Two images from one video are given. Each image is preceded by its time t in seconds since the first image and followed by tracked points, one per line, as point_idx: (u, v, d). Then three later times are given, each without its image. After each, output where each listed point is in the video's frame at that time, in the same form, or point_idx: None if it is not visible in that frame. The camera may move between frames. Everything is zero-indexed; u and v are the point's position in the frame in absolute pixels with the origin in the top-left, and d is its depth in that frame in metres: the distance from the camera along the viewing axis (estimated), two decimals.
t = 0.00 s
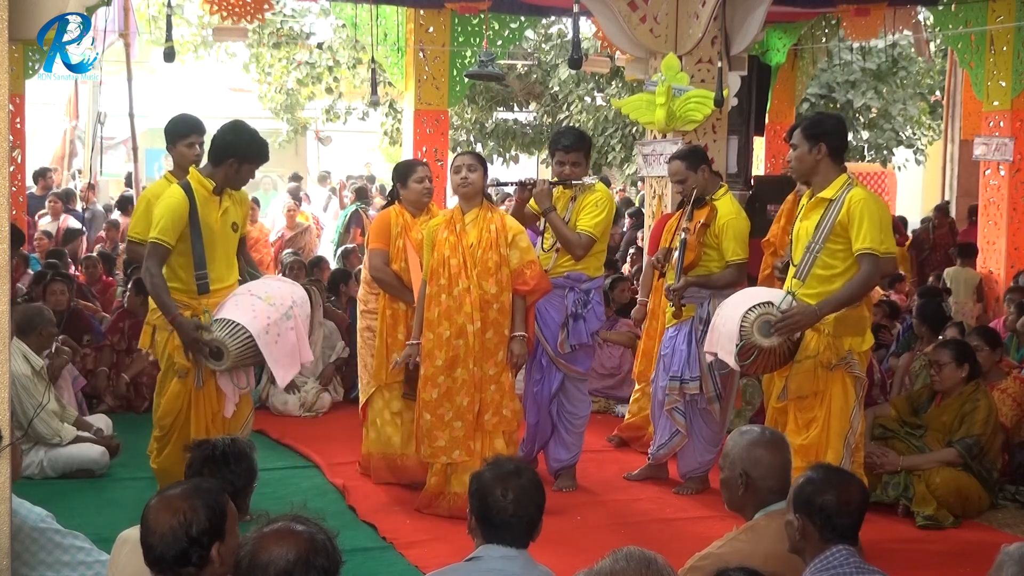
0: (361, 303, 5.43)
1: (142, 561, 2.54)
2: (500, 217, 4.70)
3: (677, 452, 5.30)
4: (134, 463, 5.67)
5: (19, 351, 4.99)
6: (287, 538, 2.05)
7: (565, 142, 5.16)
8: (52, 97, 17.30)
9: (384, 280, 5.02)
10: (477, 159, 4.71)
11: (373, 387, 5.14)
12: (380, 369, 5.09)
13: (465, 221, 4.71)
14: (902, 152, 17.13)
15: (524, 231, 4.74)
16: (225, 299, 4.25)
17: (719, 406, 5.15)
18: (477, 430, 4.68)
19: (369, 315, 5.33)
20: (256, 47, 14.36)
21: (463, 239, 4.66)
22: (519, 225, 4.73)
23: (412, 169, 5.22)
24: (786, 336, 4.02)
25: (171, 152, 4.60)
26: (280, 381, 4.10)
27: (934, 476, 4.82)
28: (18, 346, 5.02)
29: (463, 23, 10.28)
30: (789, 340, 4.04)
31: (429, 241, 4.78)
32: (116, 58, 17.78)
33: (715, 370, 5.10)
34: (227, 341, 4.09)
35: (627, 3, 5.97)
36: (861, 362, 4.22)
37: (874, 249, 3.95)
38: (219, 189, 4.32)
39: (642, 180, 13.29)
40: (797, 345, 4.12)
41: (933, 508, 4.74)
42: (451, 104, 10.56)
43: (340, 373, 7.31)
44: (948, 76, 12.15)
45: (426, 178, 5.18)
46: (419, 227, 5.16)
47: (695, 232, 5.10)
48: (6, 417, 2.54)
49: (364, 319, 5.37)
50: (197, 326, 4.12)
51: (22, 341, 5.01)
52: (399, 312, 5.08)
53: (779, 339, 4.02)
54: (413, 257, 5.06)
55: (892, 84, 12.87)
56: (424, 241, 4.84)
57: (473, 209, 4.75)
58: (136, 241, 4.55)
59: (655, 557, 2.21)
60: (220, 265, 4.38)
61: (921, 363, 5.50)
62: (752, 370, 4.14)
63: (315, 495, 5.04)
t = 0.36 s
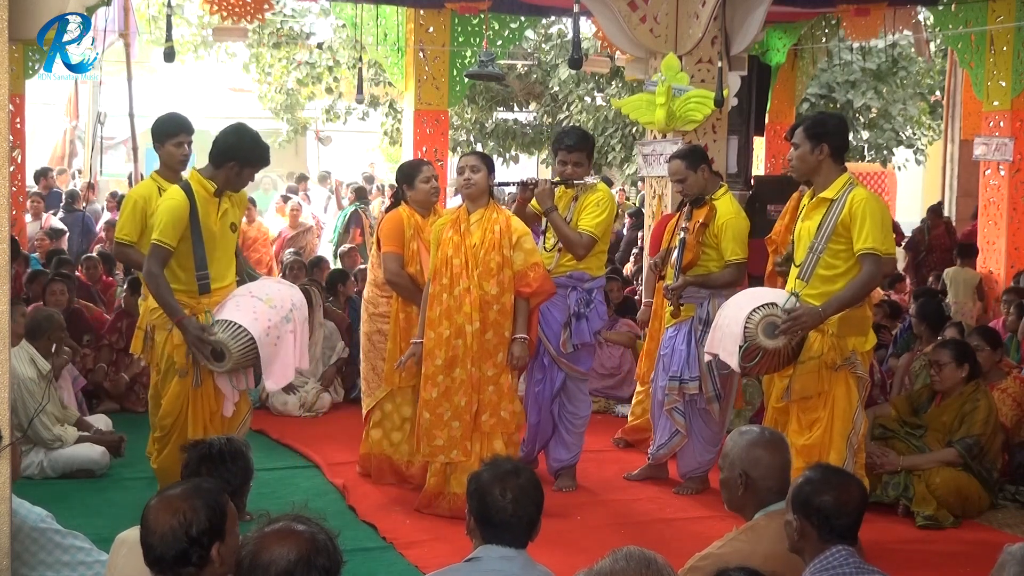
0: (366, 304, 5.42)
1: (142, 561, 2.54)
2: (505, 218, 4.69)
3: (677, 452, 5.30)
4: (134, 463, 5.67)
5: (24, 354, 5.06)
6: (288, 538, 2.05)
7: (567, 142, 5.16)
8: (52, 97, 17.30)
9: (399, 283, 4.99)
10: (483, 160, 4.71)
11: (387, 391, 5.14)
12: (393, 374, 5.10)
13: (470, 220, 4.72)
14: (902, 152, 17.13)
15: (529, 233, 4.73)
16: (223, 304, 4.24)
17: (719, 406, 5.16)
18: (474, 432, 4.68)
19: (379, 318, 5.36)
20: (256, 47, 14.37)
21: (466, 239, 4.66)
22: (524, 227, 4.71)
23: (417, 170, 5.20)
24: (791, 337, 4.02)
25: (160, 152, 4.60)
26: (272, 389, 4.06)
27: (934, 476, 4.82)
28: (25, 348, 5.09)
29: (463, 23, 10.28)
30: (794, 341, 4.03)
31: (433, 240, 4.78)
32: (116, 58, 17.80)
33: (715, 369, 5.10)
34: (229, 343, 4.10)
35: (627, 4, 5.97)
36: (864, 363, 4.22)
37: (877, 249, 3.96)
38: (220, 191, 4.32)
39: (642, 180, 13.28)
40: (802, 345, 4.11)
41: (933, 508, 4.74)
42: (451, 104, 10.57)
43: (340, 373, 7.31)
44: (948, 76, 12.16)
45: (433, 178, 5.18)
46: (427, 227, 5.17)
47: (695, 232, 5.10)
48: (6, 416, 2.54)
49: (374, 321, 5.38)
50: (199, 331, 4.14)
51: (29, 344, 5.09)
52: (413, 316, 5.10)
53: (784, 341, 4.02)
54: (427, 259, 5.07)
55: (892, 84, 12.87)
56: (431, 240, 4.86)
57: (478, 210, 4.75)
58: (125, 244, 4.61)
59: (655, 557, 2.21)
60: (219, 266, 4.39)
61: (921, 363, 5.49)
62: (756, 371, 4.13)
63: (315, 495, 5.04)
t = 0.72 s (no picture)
0: (373, 310, 5.33)
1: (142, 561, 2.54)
2: (509, 219, 4.67)
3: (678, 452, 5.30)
4: (134, 463, 5.67)
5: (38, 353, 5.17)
6: (288, 538, 2.05)
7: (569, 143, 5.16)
8: (52, 97, 17.30)
9: (412, 288, 4.98)
10: (490, 161, 4.70)
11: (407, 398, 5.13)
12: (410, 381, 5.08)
13: (475, 220, 4.71)
14: (902, 152, 17.13)
15: (534, 234, 4.70)
16: (232, 297, 4.24)
17: (719, 406, 5.17)
18: (474, 433, 4.68)
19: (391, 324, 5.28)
20: (256, 47, 14.37)
21: (470, 239, 4.66)
22: (529, 228, 4.69)
23: (417, 171, 5.22)
24: (796, 338, 4.02)
25: (160, 153, 4.61)
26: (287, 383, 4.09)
27: (934, 476, 4.82)
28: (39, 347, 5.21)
29: (463, 23, 10.28)
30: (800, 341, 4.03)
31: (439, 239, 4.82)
32: (116, 58, 17.80)
33: (716, 368, 5.12)
34: (245, 337, 4.10)
35: (627, 4, 5.97)
36: (867, 362, 4.20)
37: (879, 252, 3.96)
38: (220, 189, 4.32)
39: (642, 180, 13.28)
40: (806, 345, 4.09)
41: (933, 508, 4.74)
42: (451, 104, 10.57)
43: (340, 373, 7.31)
44: (948, 76, 12.17)
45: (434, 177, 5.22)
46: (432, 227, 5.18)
47: (697, 232, 5.10)
48: (6, 416, 2.53)
49: (384, 328, 5.31)
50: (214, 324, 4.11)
51: (45, 344, 5.19)
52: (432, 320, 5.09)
53: (788, 341, 4.02)
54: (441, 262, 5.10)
55: (893, 84, 12.86)
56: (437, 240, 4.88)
57: (483, 210, 4.74)
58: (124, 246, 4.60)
59: (654, 558, 2.21)
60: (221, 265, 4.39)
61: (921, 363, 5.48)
62: (760, 372, 4.13)
63: (316, 495, 5.04)
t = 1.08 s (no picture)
0: (381, 313, 5.22)
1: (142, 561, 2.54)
2: (514, 220, 4.68)
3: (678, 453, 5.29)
4: (134, 463, 5.67)
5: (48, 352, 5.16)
6: (288, 538, 2.05)
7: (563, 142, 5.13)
8: (52, 97, 17.30)
9: (422, 291, 4.98)
10: (493, 160, 4.72)
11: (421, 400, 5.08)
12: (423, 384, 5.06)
13: (479, 221, 4.71)
14: (902, 152, 17.13)
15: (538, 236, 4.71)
16: (240, 288, 4.24)
17: (722, 405, 5.18)
18: (474, 433, 4.68)
19: (401, 327, 5.19)
20: (256, 47, 14.37)
21: (474, 239, 4.66)
22: (533, 230, 4.69)
23: (422, 172, 5.17)
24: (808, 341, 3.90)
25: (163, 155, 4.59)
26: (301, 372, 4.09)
27: (934, 476, 4.82)
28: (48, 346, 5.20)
29: (463, 23, 10.28)
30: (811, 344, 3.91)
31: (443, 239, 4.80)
32: (116, 58, 17.80)
33: (718, 367, 5.13)
34: (265, 323, 4.08)
35: (627, 3, 5.97)
36: (880, 367, 4.08)
37: (897, 256, 3.88)
38: (217, 187, 4.34)
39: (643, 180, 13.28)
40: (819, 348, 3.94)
41: (933, 508, 4.74)
42: (451, 104, 10.57)
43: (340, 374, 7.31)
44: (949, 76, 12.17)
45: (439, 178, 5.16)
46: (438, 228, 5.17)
47: (698, 232, 5.11)
48: (6, 416, 2.53)
49: (394, 331, 5.20)
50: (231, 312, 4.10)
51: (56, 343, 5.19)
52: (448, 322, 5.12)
53: (799, 343, 3.89)
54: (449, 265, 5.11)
55: (893, 84, 12.85)
56: (439, 239, 4.87)
57: (488, 211, 4.74)
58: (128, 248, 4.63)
59: (654, 558, 2.21)
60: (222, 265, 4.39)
61: (921, 363, 5.48)
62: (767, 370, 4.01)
63: (316, 495, 5.04)
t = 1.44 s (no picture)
0: (396, 314, 5.24)
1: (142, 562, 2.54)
2: (519, 221, 4.68)
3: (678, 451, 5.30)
4: (133, 463, 5.67)
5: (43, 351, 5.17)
6: (288, 538, 2.05)
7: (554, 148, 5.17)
8: (52, 97, 17.29)
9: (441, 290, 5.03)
10: (499, 159, 4.73)
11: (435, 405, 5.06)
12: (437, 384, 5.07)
13: (484, 221, 4.72)
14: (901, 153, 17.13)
15: (543, 237, 4.69)
16: (237, 288, 4.24)
17: (720, 402, 5.17)
18: (476, 433, 4.69)
19: (418, 329, 5.20)
20: (256, 47, 14.37)
21: (479, 239, 4.67)
22: (538, 231, 4.68)
23: (439, 172, 5.25)
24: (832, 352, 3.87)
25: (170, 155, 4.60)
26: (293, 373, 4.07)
27: (934, 476, 4.82)
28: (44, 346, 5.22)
29: (463, 23, 10.28)
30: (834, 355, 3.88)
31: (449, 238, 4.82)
32: (116, 58, 17.80)
33: (717, 364, 5.14)
34: (256, 326, 4.09)
35: (627, 3, 5.97)
36: (902, 368, 4.00)
37: (923, 262, 3.78)
38: (208, 184, 4.34)
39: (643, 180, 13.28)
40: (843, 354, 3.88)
41: (933, 508, 4.74)
42: (451, 104, 10.57)
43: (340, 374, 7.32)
44: (948, 76, 12.17)
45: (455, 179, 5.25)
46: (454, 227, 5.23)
47: (698, 229, 5.11)
48: (6, 416, 2.53)
49: (408, 332, 5.21)
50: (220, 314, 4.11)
51: (52, 342, 5.21)
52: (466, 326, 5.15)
53: (824, 354, 3.86)
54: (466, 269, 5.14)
55: (893, 84, 12.82)
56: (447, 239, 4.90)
57: (495, 211, 4.75)
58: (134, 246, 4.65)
59: (654, 558, 2.21)
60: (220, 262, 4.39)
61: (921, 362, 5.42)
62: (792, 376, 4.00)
63: (316, 495, 5.05)
